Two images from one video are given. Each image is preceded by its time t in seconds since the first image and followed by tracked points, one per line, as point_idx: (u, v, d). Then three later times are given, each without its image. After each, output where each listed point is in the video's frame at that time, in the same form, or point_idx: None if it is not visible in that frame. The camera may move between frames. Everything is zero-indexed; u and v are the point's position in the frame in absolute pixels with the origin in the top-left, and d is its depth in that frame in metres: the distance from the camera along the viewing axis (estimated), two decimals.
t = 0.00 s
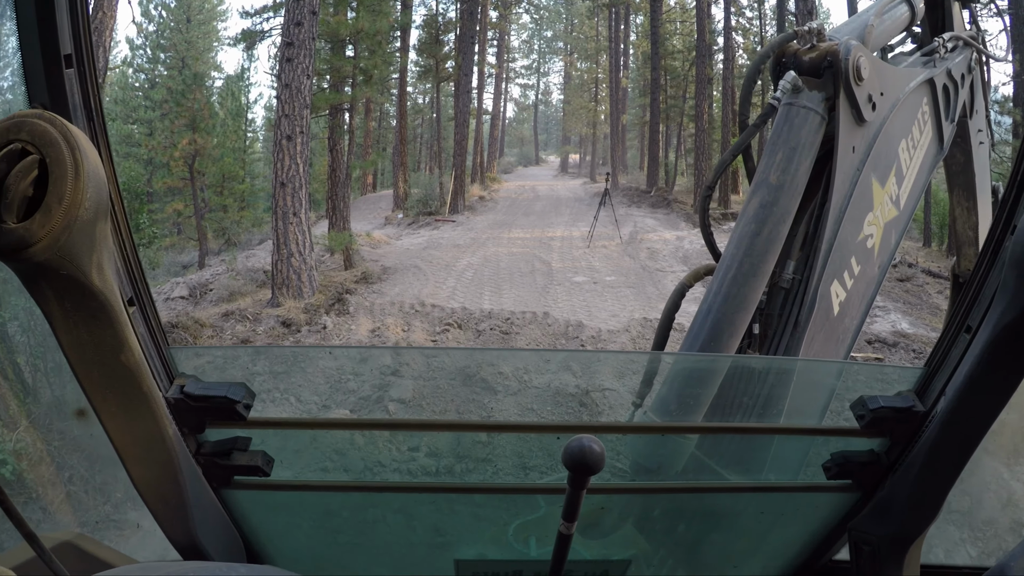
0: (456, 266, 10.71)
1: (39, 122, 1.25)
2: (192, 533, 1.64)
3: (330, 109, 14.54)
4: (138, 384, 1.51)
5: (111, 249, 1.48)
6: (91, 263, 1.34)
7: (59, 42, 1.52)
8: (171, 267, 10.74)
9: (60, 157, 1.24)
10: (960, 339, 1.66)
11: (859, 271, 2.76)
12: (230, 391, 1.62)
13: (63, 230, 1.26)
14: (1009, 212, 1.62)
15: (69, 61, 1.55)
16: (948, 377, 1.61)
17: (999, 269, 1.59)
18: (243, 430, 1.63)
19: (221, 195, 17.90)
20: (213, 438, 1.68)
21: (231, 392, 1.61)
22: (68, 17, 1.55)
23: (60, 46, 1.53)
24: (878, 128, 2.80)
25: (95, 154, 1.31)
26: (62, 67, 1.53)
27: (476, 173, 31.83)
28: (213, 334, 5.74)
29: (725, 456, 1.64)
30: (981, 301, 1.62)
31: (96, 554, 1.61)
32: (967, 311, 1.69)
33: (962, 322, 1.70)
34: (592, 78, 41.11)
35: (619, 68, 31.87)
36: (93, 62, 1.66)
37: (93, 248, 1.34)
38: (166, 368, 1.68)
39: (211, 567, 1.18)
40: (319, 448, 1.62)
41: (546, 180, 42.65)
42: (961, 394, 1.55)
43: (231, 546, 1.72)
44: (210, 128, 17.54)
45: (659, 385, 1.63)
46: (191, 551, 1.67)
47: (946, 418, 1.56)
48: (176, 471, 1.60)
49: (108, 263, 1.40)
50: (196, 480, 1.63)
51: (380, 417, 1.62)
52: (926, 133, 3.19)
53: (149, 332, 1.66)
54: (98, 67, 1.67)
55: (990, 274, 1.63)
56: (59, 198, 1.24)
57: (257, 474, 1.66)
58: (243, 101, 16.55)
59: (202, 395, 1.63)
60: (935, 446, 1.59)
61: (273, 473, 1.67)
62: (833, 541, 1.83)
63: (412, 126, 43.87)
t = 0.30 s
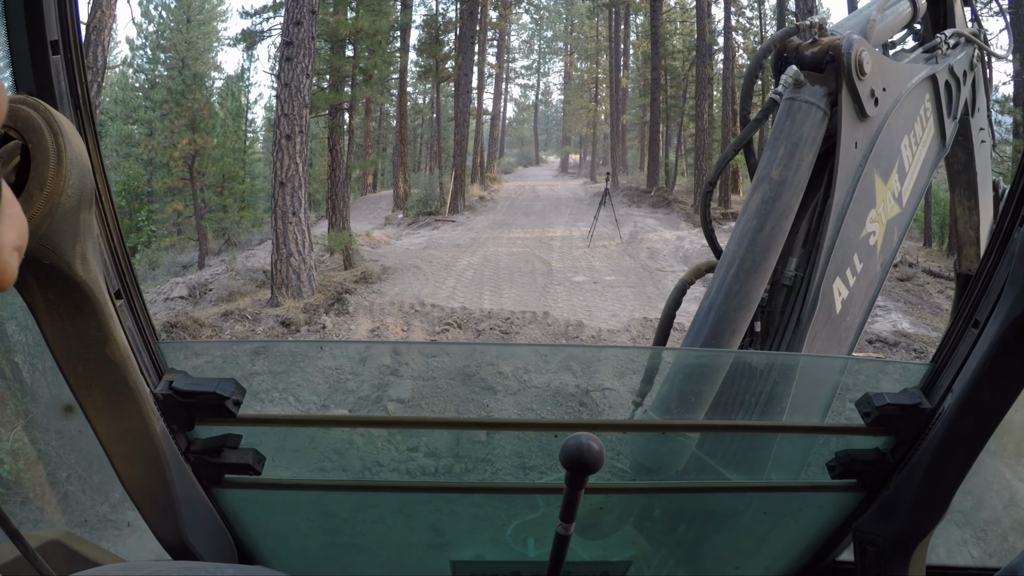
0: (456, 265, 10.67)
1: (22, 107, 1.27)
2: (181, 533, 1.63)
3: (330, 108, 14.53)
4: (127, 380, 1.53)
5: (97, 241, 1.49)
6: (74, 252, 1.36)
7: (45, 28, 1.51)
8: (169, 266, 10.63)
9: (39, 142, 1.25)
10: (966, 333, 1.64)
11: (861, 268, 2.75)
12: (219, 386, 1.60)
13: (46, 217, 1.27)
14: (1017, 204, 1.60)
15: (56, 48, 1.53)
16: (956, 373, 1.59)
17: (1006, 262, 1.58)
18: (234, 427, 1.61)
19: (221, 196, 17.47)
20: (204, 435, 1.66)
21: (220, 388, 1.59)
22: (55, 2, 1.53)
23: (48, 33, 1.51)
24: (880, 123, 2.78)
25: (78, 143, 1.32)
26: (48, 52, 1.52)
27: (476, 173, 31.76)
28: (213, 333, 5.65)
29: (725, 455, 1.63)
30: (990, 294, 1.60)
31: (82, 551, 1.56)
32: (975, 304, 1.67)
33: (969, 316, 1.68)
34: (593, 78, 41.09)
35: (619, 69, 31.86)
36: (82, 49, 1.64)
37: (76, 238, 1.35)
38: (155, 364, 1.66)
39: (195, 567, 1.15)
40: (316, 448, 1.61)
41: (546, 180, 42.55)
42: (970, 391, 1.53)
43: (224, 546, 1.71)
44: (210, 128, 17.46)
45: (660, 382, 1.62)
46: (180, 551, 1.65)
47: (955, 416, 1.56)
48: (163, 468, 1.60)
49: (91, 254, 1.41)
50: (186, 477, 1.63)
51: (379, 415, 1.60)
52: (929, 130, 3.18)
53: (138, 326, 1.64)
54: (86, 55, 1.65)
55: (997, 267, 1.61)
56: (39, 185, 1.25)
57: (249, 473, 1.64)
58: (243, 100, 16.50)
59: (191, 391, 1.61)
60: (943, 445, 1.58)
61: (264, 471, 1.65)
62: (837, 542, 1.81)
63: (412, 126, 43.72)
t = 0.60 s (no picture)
0: (456, 264, 10.65)
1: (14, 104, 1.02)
2: (181, 533, 1.63)
3: (330, 109, 14.55)
4: (126, 379, 1.52)
5: (95, 241, 1.48)
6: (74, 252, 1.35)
7: (45, 29, 1.51)
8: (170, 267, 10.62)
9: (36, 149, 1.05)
10: (966, 333, 1.64)
11: (863, 272, 2.75)
12: (219, 387, 1.60)
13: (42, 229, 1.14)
14: (1017, 202, 1.59)
15: (55, 48, 1.53)
16: (955, 373, 1.59)
17: (1005, 263, 1.58)
18: (234, 427, 1.61)
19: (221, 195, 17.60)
20: (204, 435, 1.66)
21: (220, 389, 1.59)
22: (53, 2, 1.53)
23: (47, 34, 1.51)
24: (884, 129, 2.79)
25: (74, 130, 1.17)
26: (48, 53, 1.51)
27: (476, 173, 31.76)
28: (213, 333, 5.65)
29: (726, 456, 1.63)
30: (989, 294, 1.60)
31: (82, 552, 1.59)
32: (975, 303, 1.66)
33: (969, 315, 1.67)
34: (592, 78, 41.08)
35: (619, 69, 31.87)
36: (79, 50, 1.64)
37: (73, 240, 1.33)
38: (155, 364, 1.66)
39: (194, 567, 1.16)
40: (316, 449, 1.61)
41: (545, 181, 42.54)
42: (969, 391, 1.53)
43: (224, 546, 1.72)
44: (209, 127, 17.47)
45: (662, 383, 1.62)
46: (181, 551, 1.66)
47: (955, 416, 1.55)
48: (164, 468, 1.60)
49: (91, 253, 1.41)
50: (187, 479, 1.64)
51: (378, 415, 1.60)
52: (931, 137, 3.19)
53: (138, 326, 1.63)
54: (83, 56, 1.65)
55: (997, 266, 1.61)
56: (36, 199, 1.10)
57: (249, 472, 1.64)
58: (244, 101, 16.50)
59: (191, 392, 1.61)
60: (942, 445, 1.58)
61: (264, 472, 1.65)
62: (836, 542, 1.81)
63: (412, 126, 43.74)
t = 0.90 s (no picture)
0: (456, 264, 10.64)
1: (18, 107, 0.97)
2: (185, 533, 1.64)
3: (330, 109, 14.53)
4: (132, 381, 1.53)
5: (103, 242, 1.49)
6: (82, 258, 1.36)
7: (51, 32, 1.52)
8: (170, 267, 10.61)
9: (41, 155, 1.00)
10: (962, 335, 1.65)
11: (868, 283, 2.76)
12: (224, 388, 1.60)
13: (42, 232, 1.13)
14: (1014, 203, 1.60)
15: (61, 51, 1.55)
16: (953, 374, 1.59)
17: (1002, 265, 1.58)
18: (238, 428, 1.62)
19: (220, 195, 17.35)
20: (208, 435, 1.66)
21: (224, 390, 1.59)
22: (59, 4, 1.55)
23: (53, 37, 1.53)
24: (892, 148, 2.81)
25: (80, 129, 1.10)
26: (54, 56, 1.53)
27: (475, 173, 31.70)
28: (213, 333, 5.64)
29: (727, 456, 1.63)
30: (986, 296, 1.61)
31: (87, 551, 1.61)
32: (972, 305, 1.67)
33: (966, 317, 1.68)
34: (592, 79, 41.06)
35: (619, 69, 31.86)
36: (85, 53, 1.65)
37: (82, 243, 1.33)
38: (160, 365, 1.67)
39: (200, 566, 1.17)
40: (318, 448, 1.62)
41: (545, 181, 42.52)
42: (967, 392, 1.54)
43: (227, 546, 1.72)
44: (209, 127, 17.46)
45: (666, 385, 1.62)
46: (185, 550, 1.67)
47: (952, 417, 1.56)
48: (170, 468, 1.61)
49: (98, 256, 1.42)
50: (193, 480, 1.64)
51: (379, 416, 1.61)
52: (935, 160, 3.21)
53: (144, 328, 1.64)
54: (91, 60, 1.66)
55: (994, 269, 1.61)
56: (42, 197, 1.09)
57: (251, 473, 1.65)
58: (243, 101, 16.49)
59: (197, 393, 1.62)
60: (939, 446, 1.59)
61: (267, 472, 1.66)
62: (835, 542, 1.82)
63: (413, 126, 43.69)
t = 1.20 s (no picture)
0: (456, 265, 10.63)
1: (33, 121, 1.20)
2: (186, 533, 1.64)
3: (331, 109, 14.56)
4: (133, 383, 1.54)
5: (105, 246, 1.49)
6: (82, 263, 1.37)
7: (52, 39, 1.52)
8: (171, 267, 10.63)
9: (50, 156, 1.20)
10: (960, 337, 1.66)
11: (869, 290, 2.76)
12: (224, 390, 1.61)
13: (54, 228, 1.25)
14: (1010, 212, 1.61)
15: (62, 59, 1.55)
16: (950, 378, 1.60)
17: (999, 268, 1.59)
18: (239, 429, 1.62)
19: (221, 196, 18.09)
20: (209, 437, 1.67)
21: (225, 392, 1.60)
22: (60, 11, 1.55)
23: (54, 44, 1.53)
24: (896, 158, 2.81)
25: (87, 151, 1.28)
26: (54, 62, 1.53)
27: (476, 173, 31.70)
28: (213, 333, 5.66)
29: (724, 457, 1.63)
30: (983, 299, 1.61)
31: (88, 552, 1.59)
32: (969, 308, 1.67)
33: (962, 321, 1.69)
34: (593, 79, 41.10)
35: (619, 70, 31.88)
36: (86, 59, 1.66)
37: (85, 245, 1.35)
38: (161, 368, 1.67)
39: (202, 567, 1.17)
40: (316, 449, 1.62)
41: (545, 181, 42.54)
42: (964, 394, 1.54)
43: (227, 547, 1.72)
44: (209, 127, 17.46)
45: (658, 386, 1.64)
46: (186, 551, 1.66)
47: (947, 420, 1.57)
48: (171, 470, 1.61)
49: (100, 262, 1.42)
50: (192, 481, 1.64)
51: (379, 417, 1.62)
52: (935, 173, 3.21)
53: (144, 331, 1.65)
54: (93, 65, 1.67)
55: (990, 273, 1.62)
56: (50, 195, 1.22)
57: (252, 474, 1.65)
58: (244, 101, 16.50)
59: (197, 395, 1.62)
60: (935, 448, 1.59)
61: (268, 473, 1.66)
62: (833, 543, 1.82)
63: (414, 126, 43.71)
